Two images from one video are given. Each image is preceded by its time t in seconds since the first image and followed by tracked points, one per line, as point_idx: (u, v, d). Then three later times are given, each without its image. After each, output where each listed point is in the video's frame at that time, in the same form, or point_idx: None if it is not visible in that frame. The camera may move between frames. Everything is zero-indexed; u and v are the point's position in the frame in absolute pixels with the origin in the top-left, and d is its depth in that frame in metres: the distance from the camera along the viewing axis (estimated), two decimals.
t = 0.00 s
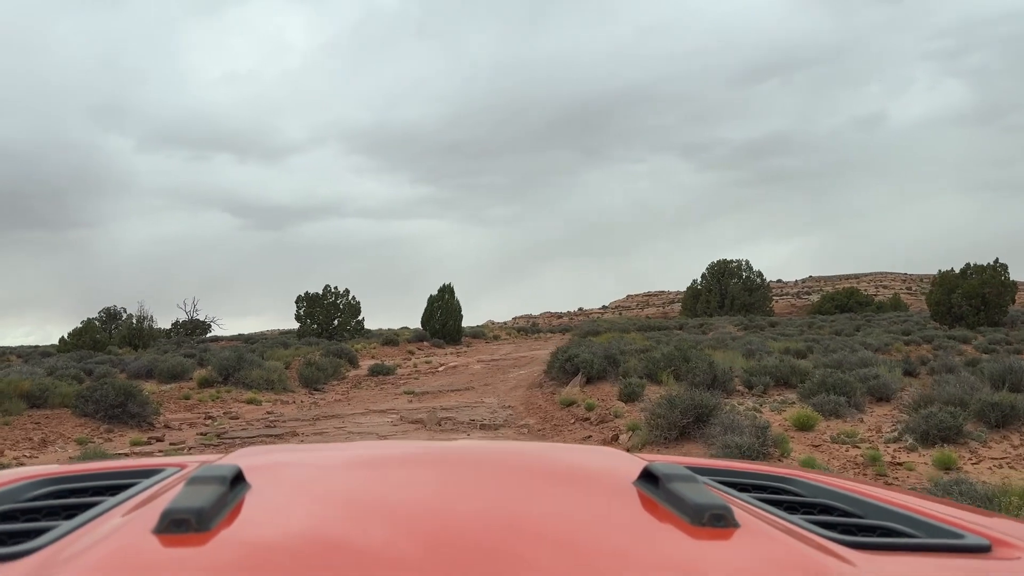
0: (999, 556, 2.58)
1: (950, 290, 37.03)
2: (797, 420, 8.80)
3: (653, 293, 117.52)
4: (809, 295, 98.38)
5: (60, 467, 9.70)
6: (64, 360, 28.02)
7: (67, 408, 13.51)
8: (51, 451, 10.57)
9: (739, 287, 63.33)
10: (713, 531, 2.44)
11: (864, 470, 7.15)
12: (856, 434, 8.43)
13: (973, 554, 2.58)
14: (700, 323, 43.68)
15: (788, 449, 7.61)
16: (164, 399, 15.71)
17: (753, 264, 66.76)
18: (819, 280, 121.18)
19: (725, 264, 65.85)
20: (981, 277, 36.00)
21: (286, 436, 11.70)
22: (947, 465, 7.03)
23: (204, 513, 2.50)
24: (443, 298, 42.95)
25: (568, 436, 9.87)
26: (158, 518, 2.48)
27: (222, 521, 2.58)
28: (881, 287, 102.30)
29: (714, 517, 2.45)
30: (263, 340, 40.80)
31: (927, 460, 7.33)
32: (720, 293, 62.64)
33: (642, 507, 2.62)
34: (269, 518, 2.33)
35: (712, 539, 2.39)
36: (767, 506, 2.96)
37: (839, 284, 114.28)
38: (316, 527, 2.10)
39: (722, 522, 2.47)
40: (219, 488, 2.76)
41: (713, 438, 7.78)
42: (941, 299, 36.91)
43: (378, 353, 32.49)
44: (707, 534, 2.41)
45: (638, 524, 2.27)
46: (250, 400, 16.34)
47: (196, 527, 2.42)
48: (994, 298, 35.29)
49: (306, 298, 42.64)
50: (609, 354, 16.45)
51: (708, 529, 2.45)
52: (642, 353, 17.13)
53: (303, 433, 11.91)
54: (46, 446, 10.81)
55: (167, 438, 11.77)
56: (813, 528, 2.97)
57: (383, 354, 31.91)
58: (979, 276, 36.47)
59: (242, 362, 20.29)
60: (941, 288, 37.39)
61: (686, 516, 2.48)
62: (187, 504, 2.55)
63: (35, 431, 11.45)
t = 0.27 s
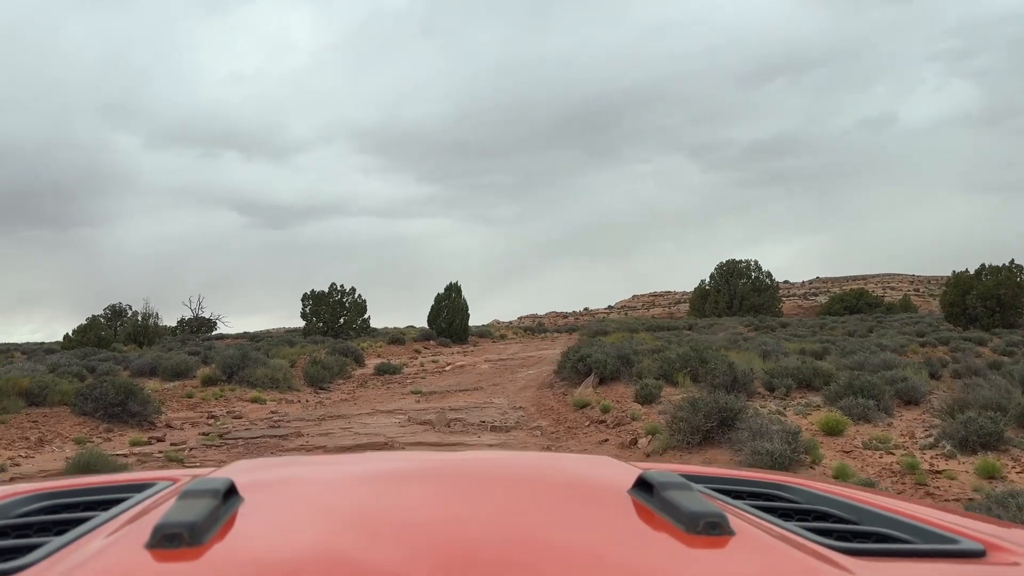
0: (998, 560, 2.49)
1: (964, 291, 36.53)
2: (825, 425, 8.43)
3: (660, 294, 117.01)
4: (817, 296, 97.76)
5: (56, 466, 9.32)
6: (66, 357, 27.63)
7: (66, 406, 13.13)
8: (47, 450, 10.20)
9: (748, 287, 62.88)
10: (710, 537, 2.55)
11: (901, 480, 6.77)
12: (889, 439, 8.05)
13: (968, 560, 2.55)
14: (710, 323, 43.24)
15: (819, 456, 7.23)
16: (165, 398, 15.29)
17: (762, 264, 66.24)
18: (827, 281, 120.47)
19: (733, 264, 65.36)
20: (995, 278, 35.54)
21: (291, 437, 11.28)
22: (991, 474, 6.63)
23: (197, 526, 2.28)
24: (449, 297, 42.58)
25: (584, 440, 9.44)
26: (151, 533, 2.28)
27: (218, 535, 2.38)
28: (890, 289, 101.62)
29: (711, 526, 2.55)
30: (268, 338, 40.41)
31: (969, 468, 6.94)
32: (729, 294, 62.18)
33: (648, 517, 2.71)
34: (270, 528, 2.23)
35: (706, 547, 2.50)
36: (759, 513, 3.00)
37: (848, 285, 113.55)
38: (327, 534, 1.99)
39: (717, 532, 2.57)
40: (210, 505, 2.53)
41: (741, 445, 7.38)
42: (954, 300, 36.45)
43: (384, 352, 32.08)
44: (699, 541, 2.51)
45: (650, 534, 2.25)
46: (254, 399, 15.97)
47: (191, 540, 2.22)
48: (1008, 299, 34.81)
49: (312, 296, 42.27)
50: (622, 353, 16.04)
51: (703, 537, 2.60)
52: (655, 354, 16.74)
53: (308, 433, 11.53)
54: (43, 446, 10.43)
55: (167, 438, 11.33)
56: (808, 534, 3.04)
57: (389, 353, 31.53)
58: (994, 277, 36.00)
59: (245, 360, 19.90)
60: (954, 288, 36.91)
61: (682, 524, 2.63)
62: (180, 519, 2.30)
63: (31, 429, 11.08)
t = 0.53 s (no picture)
0: None
1: (976, 292, 36.06)
2: (846, 432, 8.08)
3: (665, 293, 116.53)
4: (824, 296, 97.19)
5: (44, 469, 8.97)
6: (65, 353, 27.23)
7: (58, 405, 12.77)
8: (36, 451, 9.86)
9: (754, 286, 62.37)
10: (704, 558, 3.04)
11: (933, 492, 6.40)
12: (915, 447, 7.68)
13: None
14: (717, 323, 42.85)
15: (844, 466, 6.85)
16: (161, 397, 14.91)
17: (768, 264, 65.79)
18: (834, 281, 119.85)
19: (740, 263, 64.89)
20: (1006, 278, 35.12)
21: (289, 439, 10.93)
22: None
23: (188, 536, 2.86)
24: (453, 295, 42.21)
25: (592, 445, 9.04)
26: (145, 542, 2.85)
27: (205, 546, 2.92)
28: (897, 289, 101.00)
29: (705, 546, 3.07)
30: (270, 335, 40.03)
31: (1003, 480, 6.56)
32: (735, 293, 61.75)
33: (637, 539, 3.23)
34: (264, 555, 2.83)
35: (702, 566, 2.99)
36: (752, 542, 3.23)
37: (854, 285, 112.95)
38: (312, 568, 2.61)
39: (713, 552, 3.05)
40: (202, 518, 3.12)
41: (761, 453, 7.01)
42: (966, 301, 36.03)
43: (387, 350, 31.69)
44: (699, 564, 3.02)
45: (595, 571, 2.78)
46: (252, 398, 15.61)
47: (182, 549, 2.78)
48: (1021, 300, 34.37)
49: (314, 292, 41.88)
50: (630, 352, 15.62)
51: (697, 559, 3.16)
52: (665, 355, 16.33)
53: (307, 435, 11.18)
54: (32, 447, 10.08)
55: (161, 440, 10.97)
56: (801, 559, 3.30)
57: (392, 352, 31.15)
58: (1006, 278, 35.57)
59: (245, 357, 19.53)
60: (966, 288, 36.43)
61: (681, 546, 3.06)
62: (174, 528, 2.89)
63: (21, 430, 10.72)
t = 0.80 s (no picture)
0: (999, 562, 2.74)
1: (987, 291, 35.57)
2: (878, 436, 7.72)
3: (669, 291, 116.06)
4: (829, 294, 96.66)
5: (38, 469, 8.62)
6: (67, 347, 26.91)
7: (55, 402, 12.43)
8: (31, 450, 9.52)
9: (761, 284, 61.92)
10: (714, 542, 2.68)
11: (981, 501, 6.03)
12: (952, 454, 7.32)
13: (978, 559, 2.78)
14: (724, 321, 42.45)
15: (880, 472, 6.48)
16: (162, 394, 14.58)
17: (774, 262, 65.46)
18: (839, 279, 119.34)
19: (746, 261, 64.53)
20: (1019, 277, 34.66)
21: (293, 439, 10.55)
22: None
23: (202, 533, 2.43)
24: (457, 290, 41.89)
25: (611, 448, 8.67)
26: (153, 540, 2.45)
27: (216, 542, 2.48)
28: (903, 288, 100.36)
29: (714, 529, 2.71)
30: (274, 330, 39.70)
31: None
32: (740, 291, 61.40)
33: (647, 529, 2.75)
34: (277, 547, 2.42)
35: (712, 549, 2.63)
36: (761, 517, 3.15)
37: (859, 284, 112.35)
38: (332, 555, 2.22)
39: (722, 535, 2.69)
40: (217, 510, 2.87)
41: (795, 460, 6.64)
42: (977, 299, 35.61)
43: (391, 346, 31.35)
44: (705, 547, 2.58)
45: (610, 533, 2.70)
46: (255, 394, 15.26)
47: (195, 546, 2.34)
48: None
49: (319, 287, 41.61)
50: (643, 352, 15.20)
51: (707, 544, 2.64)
52: (679, 355, 15.94)
53: (312, 435, 10.82)
54: (26, 445, 9.74)
55: (161, 439, 10.64)
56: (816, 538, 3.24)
57: (397, 348, 30.80)
58: (1018, 276, 35.11)
59: (248, 352, 19.16)
60: (977, 288, 35.96)
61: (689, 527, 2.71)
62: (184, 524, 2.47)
63: (17, 427, 10.39)
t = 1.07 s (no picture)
0: None
1: (996, 290, 35.06)
2: (904, 442, 7.34)
3: (672, 288, 115.56)
4: (833, 292, 96.15)
5: (25, 471, 8.24)
6: (63, 341, 26.46)
7: (46, 399, 12.05)
8: (20, 450, 9.16)
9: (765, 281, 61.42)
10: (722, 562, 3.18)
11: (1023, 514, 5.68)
12: (986, 461, 6.92)
13: None
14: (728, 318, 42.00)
15: (914, 484, 6.11)
16: (158, 390, 14.20)
17: (779, 259, 64.99)
18: (843, 277, 118.81)
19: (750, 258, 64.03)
20: None
21: (292, 439, 10.20)
22: None
23: (207, 545, 3.01)
24: (460, 286, 41.46)
25: (624, 452, 8.27)
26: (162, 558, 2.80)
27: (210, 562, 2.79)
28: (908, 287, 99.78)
29: (723, 548, 3.23)
30: (274, 325, 39.22)
31: None
32: (744, 288, 60.94)
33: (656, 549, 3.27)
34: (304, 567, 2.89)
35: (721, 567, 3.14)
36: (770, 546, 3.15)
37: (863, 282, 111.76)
38: None
39: (730, 552, 3.23)
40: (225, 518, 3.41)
41: (821, 470, 6.27)
42: (986, 299, 35.17)
43: (393, 342, 30.92)
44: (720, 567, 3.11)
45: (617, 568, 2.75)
46: (253, 392, 14.88)
47: (201, 559, 2.93)
48: None
49: (320, 282, 41.20)
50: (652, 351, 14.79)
51: (719, 559, 3.19)
52: (689, 354, 15.54)
53: (311, 435, 10.44)
54: (15, 444, 9.38)
55: (155, 439, 10.28)
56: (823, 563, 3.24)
57: (399, 344, 30.38)
58: None
59: (246, 348, 18.75)
60: (986, 286, 35.48)
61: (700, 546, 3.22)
62: (191, 537, 3.04)
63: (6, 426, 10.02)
